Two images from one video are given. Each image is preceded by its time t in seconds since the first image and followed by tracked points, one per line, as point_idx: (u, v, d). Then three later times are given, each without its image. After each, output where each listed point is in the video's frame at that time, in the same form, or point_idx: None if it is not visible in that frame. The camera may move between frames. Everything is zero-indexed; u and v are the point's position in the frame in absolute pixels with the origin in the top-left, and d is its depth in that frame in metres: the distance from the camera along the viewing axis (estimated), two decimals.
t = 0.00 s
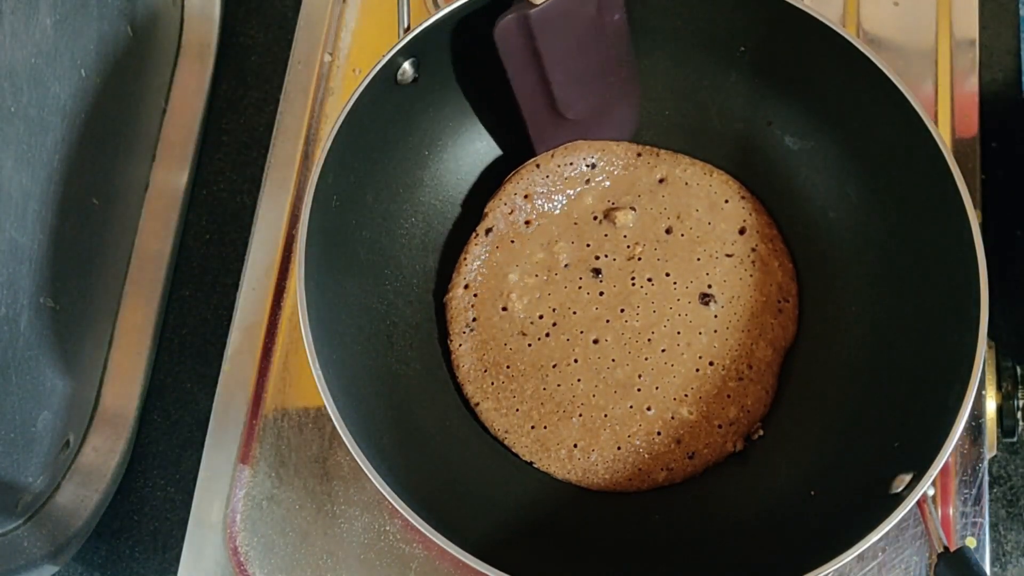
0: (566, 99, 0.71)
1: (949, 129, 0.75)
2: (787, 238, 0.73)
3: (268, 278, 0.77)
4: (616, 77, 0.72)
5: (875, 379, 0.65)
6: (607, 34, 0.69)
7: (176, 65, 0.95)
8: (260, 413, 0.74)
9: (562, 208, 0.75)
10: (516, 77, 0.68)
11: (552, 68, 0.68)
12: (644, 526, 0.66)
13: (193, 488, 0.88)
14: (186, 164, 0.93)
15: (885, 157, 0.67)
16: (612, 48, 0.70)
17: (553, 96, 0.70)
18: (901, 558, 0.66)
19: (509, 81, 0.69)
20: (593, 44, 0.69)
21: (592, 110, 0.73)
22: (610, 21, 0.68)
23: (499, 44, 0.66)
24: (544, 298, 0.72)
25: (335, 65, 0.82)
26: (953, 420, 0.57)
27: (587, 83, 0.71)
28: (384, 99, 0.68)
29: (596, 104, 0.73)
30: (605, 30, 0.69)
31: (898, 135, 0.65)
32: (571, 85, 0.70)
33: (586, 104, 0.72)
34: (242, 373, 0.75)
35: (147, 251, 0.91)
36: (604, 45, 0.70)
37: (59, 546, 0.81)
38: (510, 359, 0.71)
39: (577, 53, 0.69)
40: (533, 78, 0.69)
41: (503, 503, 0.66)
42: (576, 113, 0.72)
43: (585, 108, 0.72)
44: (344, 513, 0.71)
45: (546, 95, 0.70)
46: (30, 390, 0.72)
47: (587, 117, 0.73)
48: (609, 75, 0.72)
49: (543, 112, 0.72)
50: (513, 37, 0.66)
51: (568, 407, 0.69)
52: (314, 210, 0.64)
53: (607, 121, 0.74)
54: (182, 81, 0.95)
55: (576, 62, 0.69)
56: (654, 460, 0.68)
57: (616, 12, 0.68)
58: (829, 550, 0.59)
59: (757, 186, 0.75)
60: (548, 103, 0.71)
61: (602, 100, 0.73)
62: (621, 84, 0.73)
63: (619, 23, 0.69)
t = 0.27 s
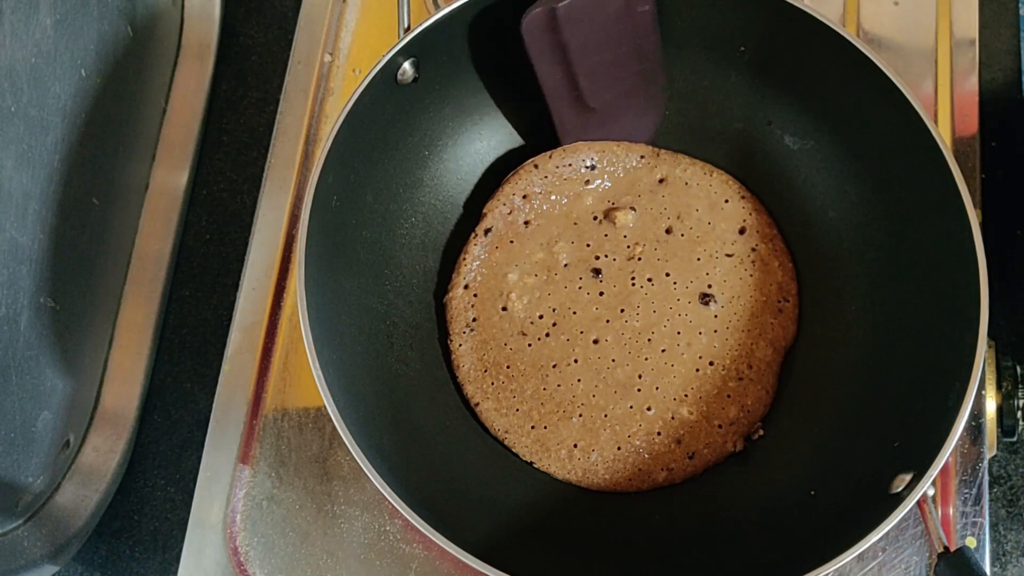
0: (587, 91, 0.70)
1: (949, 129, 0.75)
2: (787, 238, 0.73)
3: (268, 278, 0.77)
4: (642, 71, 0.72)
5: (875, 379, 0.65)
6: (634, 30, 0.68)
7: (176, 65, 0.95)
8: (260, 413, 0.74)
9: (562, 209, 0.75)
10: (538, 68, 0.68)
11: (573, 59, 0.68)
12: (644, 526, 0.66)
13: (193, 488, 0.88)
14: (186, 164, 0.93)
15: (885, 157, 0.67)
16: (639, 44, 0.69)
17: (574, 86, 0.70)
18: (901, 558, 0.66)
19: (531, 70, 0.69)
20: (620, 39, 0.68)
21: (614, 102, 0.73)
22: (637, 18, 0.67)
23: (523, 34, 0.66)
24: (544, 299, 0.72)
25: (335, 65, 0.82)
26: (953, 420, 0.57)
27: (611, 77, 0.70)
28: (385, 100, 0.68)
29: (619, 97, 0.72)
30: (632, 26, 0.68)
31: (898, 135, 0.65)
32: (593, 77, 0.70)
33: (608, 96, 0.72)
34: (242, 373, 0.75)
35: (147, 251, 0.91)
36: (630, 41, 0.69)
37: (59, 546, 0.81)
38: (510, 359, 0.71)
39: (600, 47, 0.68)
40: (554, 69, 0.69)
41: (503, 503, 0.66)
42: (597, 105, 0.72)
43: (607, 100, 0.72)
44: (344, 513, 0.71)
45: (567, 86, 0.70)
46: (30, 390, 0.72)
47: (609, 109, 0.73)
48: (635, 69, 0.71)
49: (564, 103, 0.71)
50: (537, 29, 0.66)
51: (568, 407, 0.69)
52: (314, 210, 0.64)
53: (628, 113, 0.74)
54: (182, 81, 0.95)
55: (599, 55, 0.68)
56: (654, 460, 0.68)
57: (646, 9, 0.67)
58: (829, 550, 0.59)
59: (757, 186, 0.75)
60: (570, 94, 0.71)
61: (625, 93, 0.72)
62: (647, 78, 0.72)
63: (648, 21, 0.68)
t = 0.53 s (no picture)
0: (597, 86, 0.70)
1: (949, 129, 0.75)
2: (787, 238, 0.73)
3: (268, 278, 0.77)
4: (656, 69, 0.71)
5: (875, 379, 0.65)
6: (647, 29, 0.68)
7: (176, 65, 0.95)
8: (260, 413, 0.74)
9: (562, 209, 0.75)
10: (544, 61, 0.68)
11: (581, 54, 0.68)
12: (644, 526, 0.66)
13: (193, 488, 0.88)
14: (186, 164, 0.93)
15: (885, 157, 0.67)
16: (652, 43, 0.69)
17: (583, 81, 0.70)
18: (901, 558, 0.66)
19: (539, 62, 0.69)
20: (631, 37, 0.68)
21: (626, 98, 0.72)
22: (650, 18, 0.67)
23: (529, 26, 0.66)
24: (544, 299, 0.72)
25: (335, 65, 0.82)
26: (953, 420, 0.57)
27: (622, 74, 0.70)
28: (385, 99, 0.68)
29: (631, 94, 0.72)
30: (645, 25, 0.67)
31: (898, 135, 0.65)
32: (602, 73, 0.69)
33: (620, 93, 0.71)
34: (242, 373, 0.75)
35: (147, 251, 0.91)
36: (643, 39, 0.68)
37: (59, 546, 0.81)
38: (510, 359, 0.71)
39: (610, 43, 0.68)
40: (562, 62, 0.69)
41: (502, 503, 0.66)
42: (607, 100, 0.72)
43: (618, 96, 0.72)
44: (344, 513, 0.71)
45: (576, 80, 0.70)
46: (30, 389, 0.72)
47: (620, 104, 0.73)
48: (648, 67, 0.70)
49: (574, 97, 0.71)
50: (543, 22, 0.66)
51: (568, 407, 0.69)
52: (315, 210, 0.64)
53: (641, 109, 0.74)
54: (182, 81, 0.95)
55: (609, 51, 0.68)
56: (654, 460, 0.68)
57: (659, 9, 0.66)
58: (829, 550, 0.59)
59: (757, 186, 0.75)
60: (579, 88, 0.71)
61: (638, 90, 0.72)
62: (660, 76, 0.72)
63: (662, 21, 0.67)
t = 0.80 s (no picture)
0: (600, 85, 0.70)
1: (949, 129, 0.75)
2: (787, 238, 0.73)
3: (268, 278, 0.77)
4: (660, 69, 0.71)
5: (875, 379, 0.65)
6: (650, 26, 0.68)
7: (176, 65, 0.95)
8: (260, 413, 0.74)
9: (562, 209, 0.75)
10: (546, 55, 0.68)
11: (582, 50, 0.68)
12: (644, 526, 0.66)
13: (193, 488, 0.88)
14: (186, 164, 0.93)
15: (884, 157, 0.67)
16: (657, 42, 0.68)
17: (585, 80, 0.70)
18: (901, 558, 0.66)
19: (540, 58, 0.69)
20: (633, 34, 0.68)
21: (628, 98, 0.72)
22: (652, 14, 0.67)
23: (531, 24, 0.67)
24: (544, 298, 0.72)
25: (335, 65, 0.82)
26: (953, 420, 0.57)
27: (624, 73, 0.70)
28: (385, 99, 0.68)
29: (636, 94, 0.72)
30: (648, 23, 0.67)
31: (898, 135, 0.65)
32: (604, 72, 0.69)
33: (623, 93, 0.71)
34: (242, 373, 0.75)
35: (147, 251, 0.91)
36: (647, 38, 0.68)
37: (59, 546, 0.81)
38: (510, 359, 0.71)
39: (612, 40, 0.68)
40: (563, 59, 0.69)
41: (503, 503, 0.66)
42: (611, 100, 0.72)
43: (622, 96, 0.71)
44: (344, 513, 0.71)
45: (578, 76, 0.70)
46: (30, 389, 0.72)
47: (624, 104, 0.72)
48: (651, 67, 0.70)
49: (577, 95, 0.71)
50: (543, 17, 0.66)
51: (568, 407, 0.69)
52: (314, 210, 0.64)
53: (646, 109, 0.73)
54: (182, 80, 0.95)
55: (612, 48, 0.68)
56: (654, 460, 0.68)
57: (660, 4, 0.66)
58: (829, 550, 0.59)
59: (757, 186, 0.75)
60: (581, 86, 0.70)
61: (642, 90, 0.71)
62: (665, 79, 0.71)
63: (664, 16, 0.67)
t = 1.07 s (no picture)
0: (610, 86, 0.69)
1: (949, 129, 0.75)
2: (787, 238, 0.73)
3: (268, 278, 0.77)
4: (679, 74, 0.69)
5: (875, 380, 0.65)
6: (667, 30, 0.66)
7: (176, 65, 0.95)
8: (260, 413, 0.74)
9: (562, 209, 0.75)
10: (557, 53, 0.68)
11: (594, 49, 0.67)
12: (644, 526, 0.66)
13: (192, 488, 0.88)
14: (186, 164, 0.93)
15: (884, 158, 0.67)
16: (672, 46, 0.67)
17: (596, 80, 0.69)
18: (901, 559, 0.66)
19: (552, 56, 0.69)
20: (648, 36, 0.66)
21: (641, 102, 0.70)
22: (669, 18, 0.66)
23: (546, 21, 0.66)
24: (544, 299, 0.72)
25: (335, 65, 0.82)
26: (953, 421, 0.57)
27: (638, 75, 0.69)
28: (385, 99, 0.68)
29: (650, 99, 0.70)
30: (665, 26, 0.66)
31: (898, 136, 0.65)
32: (616, 73, 0.68)
33: (636, 94, 0.70)
34: (242, 373, 0.75)
35: (147, 251, 0.91)
36: (662, 41, 0.67)
37: (59, 546, 0.81)
38: (510, 359, 0.71)
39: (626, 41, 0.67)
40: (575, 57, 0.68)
41: (503, 503, 0.66)
42: (622, 102, 0.70)
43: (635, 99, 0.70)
44: (344, 513, 0.71)
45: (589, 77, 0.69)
46: (30, 389, 0.72)
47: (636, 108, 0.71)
48: (668, 72, 0.69)
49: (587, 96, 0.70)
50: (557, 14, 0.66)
51: (568, 407, 0.69)
52: (314, 210, 0.64)
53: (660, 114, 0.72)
54: (182, 80, 0.95)
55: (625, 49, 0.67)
56: (654, 460, 0.68)
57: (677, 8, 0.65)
58: (829, 550, 0.59)
59: (757, 186, 0.75)
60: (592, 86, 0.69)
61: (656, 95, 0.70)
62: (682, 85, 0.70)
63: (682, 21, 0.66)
